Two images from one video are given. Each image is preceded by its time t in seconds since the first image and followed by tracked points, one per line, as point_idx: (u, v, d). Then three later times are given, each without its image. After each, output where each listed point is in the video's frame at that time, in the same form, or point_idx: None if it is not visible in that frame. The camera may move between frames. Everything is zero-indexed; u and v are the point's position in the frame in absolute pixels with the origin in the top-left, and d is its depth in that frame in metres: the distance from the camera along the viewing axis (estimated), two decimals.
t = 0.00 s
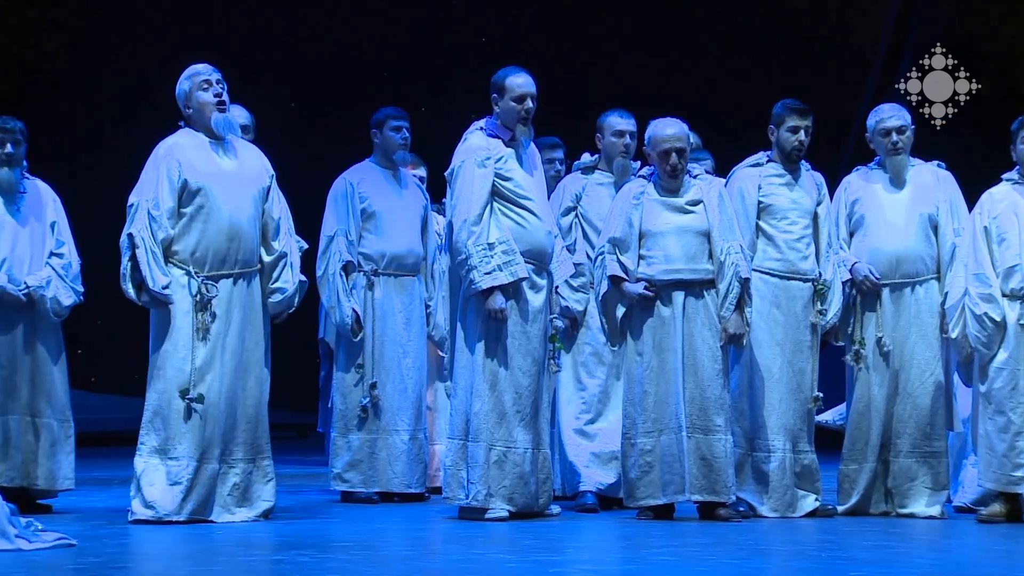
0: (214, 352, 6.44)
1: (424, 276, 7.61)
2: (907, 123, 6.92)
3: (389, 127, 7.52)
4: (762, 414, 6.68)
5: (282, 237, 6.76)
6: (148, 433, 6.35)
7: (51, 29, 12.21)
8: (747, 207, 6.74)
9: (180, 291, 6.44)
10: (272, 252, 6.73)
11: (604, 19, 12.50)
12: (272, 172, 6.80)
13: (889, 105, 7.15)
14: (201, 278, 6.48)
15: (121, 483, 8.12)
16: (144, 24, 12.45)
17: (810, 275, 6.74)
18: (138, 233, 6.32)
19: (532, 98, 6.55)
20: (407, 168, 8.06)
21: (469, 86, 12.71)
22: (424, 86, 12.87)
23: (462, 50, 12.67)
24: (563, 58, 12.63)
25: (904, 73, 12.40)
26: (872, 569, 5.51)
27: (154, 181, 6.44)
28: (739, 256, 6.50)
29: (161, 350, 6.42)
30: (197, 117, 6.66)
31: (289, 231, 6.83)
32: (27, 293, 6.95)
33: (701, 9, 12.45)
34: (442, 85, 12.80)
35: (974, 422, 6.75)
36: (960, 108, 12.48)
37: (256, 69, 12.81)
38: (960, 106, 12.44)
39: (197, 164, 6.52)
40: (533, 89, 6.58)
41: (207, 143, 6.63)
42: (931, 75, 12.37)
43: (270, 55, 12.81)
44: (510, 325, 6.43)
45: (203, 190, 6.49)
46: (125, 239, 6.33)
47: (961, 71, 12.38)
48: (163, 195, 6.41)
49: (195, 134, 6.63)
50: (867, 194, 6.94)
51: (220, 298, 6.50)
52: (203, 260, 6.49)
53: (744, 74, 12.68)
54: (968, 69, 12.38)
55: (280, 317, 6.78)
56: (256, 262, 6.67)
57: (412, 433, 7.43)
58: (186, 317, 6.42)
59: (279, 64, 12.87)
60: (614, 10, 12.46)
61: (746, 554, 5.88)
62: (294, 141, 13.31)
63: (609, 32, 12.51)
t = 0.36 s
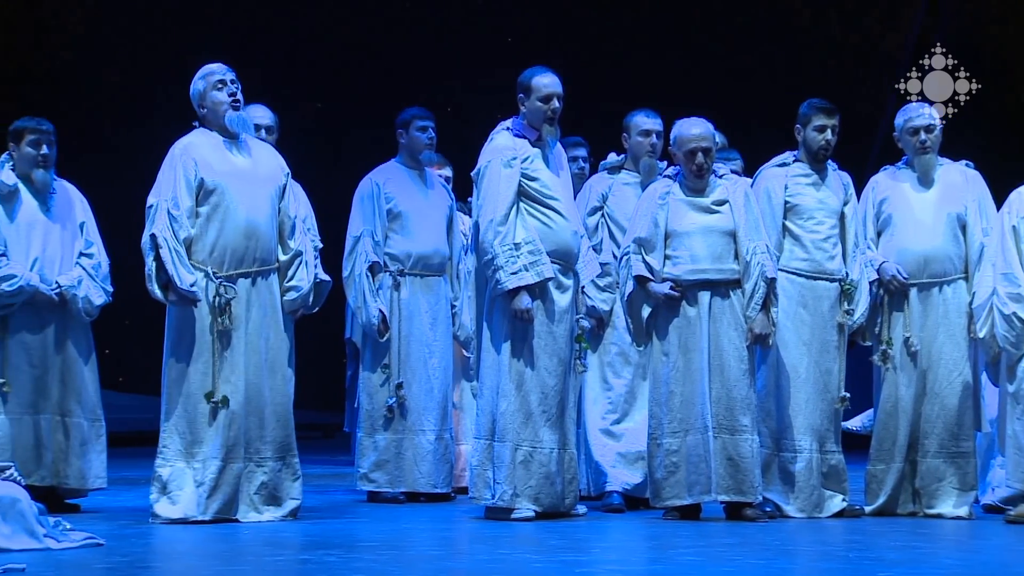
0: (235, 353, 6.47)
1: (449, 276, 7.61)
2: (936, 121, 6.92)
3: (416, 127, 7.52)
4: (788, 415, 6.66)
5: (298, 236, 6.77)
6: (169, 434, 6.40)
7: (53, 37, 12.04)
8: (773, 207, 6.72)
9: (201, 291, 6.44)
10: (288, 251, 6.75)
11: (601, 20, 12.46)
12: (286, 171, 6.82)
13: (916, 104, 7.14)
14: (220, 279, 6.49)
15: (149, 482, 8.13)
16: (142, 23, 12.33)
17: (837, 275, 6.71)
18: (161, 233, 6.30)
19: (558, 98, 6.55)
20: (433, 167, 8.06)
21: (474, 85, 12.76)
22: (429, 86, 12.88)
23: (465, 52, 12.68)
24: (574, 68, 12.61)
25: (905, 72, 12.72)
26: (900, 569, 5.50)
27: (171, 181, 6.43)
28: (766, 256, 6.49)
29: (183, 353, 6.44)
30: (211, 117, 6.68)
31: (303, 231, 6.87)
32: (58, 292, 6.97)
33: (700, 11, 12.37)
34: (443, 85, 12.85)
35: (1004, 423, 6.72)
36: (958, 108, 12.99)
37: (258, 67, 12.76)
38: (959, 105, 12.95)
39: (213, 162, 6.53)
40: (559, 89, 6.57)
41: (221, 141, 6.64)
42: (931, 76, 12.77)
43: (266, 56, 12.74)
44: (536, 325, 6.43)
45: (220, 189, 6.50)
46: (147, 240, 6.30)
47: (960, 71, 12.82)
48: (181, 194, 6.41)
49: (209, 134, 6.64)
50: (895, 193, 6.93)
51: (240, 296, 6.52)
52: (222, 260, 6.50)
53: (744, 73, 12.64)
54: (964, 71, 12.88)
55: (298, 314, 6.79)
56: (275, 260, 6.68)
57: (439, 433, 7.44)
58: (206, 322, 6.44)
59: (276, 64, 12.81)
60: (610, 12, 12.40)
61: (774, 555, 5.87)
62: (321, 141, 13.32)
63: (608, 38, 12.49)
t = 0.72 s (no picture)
0: (254, 353, 6.48)
1: (477, 276, 7.61)
2: (967, 120, 6.91)
3: (443, 126, 7.53)
4: (817, 415, 6.64)
5: (310, 235, 6.76)
6: (195, 437, 6.40)
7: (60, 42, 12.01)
8: (802, 207, 6.69)
9: (216, 293, 6.44)
10: (302, 249, 6.75)
11: (602, 17, 12.55)
12: (297, 170, 6.80)
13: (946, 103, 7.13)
14: (235, 280, 6.47)
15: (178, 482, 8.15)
16: (145, 25, 12.34)
17: (866, 275, 6.70)
18: (175, 235, 6.30)
19: (586, 98, 6.53)
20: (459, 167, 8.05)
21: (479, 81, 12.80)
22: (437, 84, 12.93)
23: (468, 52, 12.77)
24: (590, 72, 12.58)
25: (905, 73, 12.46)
26: (930, 571, 5.48)
27: (185, 182, 6.42)
28: (794, 256, 6.46)
29: (201, 353, 6.44)
30: (223, 118, 6.69)
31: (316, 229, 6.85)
32: (87, 292, 6.98)
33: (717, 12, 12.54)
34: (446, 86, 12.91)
35: None
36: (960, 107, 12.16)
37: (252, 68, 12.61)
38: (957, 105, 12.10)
39: (226, 163, 6.51)
40: (587, 89, 6.55)
41: (234, 141, 6.63)
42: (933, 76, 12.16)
43: (258, 60, 12.63)
44: (564, 325, 6.43)
45: (233, 189, 6.48)
46: (160, 241, 6.30)
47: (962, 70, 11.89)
48: (195, 195, 6.40)
49: (220, 134, 6.62)
50: (925, 192, 6.91)
51: (256, 294, 6.52)
52: (237, 261, 6.49)
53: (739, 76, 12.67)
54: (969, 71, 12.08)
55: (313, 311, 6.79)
56: (288, 259, 6.66)
57: (467, 432, 7.44)
58: (222, 323, 6.44)
59: (268, 62, 12.67)
60: (608, 13, 12.53)
61: (802, 555, 5.86)
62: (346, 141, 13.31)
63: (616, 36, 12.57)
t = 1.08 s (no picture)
0: (271, 355, 6.46)
1: (507, 276, 7.60)
2: (998, 119, 6.86)
3: (472, 127, 7.51)
4: (847, 415, 6.63)
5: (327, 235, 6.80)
6: (219, 438, 6.46)
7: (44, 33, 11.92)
8: (832, 206, 6.69)
9: (232, 296, 6.45)
10: (319, 250, 6.78)
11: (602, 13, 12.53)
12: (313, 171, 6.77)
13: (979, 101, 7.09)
14: (250, 283, 6.48)
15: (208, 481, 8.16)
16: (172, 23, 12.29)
17: (896, 275, 6.68)
18: (191, 239, 6.33)
19: (617, 97, 6.54)
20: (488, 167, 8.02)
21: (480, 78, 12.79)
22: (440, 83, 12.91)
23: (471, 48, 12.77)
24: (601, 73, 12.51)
25: (904, 73, 12.46)
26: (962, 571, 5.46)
27: (201, 185, 6.42)
28: (824, 256, 6.43)
29: (217, 353, 6.45)
30: (241, 117, 6.62)
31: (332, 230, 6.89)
32: (108, 294, 7.02)
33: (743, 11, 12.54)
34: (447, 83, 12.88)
35: None
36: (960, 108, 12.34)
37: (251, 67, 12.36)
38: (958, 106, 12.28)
39: (242, 166, 6.49)
40: (618, 88, 6.55)
41: (250, 143, 6.60)
42: (931, 76, 12.40)
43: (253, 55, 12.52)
44: (594, 325, 6.43)
45: (251, 192, 6.46)
46: (177, 245, 6.34)
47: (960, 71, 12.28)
48: (211, 199, 6.39)
49: (238, 135, 6.60)
50: (956, 191, 6.87)
51: (271, 296, 6.51)
52: (252, 264, 6.49)
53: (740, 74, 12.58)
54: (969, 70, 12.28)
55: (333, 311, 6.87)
56: (305, 260, 6.66)
57: (496, 432, 7.44)
58: (237, 325, 6.45)
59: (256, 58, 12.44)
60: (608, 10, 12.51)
61: (833, 556, 5.84)
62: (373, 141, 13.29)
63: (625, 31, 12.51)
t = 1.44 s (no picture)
0: (292, 359, 6.47)
1: (537, 276, 7.60)
2: None
3: (503, 127, 7.53)
4: (879, 415, 6.62)
5: (352, 236, 6.77)
6: (238, 439, 6.46)
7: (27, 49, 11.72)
8: (863, 206, 6.66)
9: (255, 300, 6.47)
10: (345, 252, 6.77)
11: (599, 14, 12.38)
12: (338, 173, 6.76)
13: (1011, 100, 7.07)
14: (272, 287, 6.50)
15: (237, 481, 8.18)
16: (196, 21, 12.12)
17: (928, 275, 6.66)
18: (214, 245, 6.35)
19: (647, 97, 6.55)
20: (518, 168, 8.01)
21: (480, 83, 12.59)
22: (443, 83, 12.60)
23: (470, 48, 12.53)
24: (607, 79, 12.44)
25: (904, 73, 12.54)
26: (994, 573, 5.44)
27: (225, 190, 6.47)
28: (855, 255, 6.42)
29: (240, 353, 6.47)
30: (267, 118, 6.62)
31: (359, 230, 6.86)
32: (124, 295, 7.01)
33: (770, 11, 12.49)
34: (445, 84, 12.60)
35: None
36: (960, 108, 12.45)
37: (245, 76, 12.12)
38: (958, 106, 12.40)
39: (266, 171, 6.50)
40: (649, 88, 6.59)
41: (275, 148, 6.59)
42: (931, 76, 12.54)
43: (237, 60, 12.19)
44: (624, 325, 6.44)
45: (276, 196, 6.47)
46: (200, 251, 6.36)
47: (961, 71, 12.45)
48: (235, 206, 6.45)
49: (262, 139, 6.60)
50: (988, 191, 6.85)
51: (294, 299, 6.53)
52: (276, 268, 6.50)
53: (740, 74, 12.46)
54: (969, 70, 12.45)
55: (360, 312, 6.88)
56: (329, 263, 6.66)
57: (525, 432, 7.44)
58: (258, 328, 6.47)
59: (246, 64, 12.19)
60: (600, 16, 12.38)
61: (865, 557, 5.83)
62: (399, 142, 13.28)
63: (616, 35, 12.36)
